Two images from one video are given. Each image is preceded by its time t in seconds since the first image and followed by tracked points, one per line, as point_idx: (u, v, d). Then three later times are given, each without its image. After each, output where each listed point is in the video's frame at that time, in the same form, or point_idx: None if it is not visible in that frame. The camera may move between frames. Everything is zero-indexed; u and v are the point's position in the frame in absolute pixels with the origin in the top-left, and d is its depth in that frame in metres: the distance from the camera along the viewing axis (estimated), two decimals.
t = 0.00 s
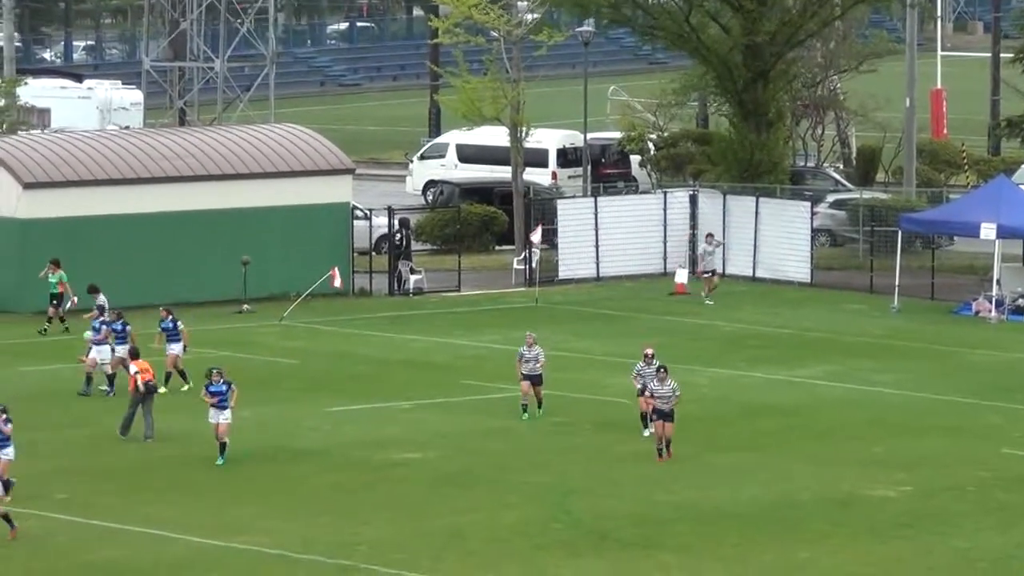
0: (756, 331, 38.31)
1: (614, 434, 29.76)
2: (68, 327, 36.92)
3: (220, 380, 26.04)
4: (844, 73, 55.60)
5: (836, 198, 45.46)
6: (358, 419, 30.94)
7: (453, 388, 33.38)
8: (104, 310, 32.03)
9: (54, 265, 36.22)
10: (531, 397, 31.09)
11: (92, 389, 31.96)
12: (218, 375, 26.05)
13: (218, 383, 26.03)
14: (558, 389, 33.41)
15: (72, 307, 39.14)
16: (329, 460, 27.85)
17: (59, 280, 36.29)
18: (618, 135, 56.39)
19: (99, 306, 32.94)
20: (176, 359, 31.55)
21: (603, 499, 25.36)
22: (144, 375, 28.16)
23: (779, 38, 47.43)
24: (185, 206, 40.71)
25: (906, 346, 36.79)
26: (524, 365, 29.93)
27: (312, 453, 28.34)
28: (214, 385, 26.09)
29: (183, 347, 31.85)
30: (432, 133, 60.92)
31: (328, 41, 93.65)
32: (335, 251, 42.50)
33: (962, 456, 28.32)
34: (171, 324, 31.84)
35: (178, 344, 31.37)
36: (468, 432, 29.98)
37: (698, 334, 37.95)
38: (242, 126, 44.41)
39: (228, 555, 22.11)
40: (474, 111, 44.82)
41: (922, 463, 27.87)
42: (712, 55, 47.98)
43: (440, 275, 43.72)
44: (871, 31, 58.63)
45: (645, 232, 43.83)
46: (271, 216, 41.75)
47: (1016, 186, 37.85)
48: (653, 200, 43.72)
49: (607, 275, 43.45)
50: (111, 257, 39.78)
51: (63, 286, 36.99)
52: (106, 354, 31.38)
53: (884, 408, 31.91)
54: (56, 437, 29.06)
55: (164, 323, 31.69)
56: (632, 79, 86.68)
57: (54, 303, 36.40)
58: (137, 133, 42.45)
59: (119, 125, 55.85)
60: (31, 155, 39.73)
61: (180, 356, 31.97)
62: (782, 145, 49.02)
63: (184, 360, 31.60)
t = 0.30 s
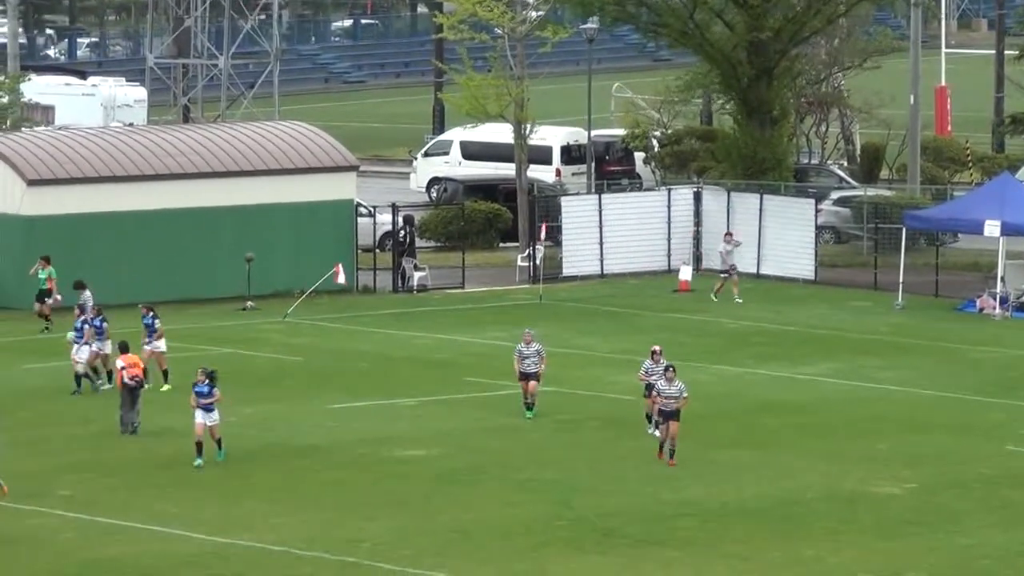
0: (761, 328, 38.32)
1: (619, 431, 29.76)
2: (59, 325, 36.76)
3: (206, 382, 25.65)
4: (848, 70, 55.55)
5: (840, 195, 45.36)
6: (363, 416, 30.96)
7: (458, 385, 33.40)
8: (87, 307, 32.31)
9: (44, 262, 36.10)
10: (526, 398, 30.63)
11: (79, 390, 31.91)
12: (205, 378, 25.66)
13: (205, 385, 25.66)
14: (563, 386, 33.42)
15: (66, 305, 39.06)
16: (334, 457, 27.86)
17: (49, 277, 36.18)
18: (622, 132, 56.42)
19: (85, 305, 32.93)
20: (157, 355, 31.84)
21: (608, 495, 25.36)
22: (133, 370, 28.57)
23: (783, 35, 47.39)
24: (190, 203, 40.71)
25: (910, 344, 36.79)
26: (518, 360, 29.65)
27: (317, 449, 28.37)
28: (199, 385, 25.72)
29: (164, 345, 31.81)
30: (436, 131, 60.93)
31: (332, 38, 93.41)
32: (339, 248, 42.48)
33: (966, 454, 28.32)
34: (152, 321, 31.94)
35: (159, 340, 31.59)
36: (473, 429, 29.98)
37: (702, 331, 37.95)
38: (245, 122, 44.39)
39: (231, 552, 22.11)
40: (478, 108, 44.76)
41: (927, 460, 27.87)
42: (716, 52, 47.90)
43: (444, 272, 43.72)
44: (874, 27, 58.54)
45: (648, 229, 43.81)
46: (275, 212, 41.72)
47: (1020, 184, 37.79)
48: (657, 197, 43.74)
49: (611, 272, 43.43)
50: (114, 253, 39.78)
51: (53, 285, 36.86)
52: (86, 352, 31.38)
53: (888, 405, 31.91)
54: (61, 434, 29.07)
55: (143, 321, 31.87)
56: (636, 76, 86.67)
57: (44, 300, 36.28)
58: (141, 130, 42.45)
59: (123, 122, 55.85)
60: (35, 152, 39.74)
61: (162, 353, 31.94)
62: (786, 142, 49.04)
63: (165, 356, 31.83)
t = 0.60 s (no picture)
0: (763, 325, 38.32)
1: (622, 428, 29.78)
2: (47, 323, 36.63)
3: (195, 383, 25.59)
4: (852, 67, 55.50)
5: (843, 192, 45.38)
6: (367, 413, 30.94)
7: (461, 382, 33.41)
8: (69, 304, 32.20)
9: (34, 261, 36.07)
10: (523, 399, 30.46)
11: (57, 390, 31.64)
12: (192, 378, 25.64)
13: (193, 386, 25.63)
14: (566, 383, 33.43)
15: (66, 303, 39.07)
16: (337, 454, 27.88)
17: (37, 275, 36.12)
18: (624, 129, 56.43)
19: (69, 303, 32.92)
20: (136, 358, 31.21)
21: (612, 492, 25.38)
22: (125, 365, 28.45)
23: (785, 32, 47.47)
24: (193, 199, 40.73)
25: (913, 341, 36.79)
26: (517, 360, 29.79)
27: (321, 446, 28.38)
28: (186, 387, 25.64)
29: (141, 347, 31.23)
30: (439, 127, 60.93)
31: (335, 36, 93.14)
32: (342, 245, 42.48)
33: (970, 451, 28.32)
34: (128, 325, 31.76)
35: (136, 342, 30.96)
36: (476, 426, 29.99)
37: (705, 329, 37.96)
38: (249, 120, 44.38)
39: (235, 549, 22.13)
40: (481, 105, 44.70)
41: (930, 457, 27.87)
42: (719, 49, 47.79)
43: (447, 269, 43.72)
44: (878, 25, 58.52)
45: (651, 226, 43.78)
46: (279, 209, 41.73)
47: None
48: (660, 193, 43.76)
49: (614, 269, 43.42)
50: (117, 250, 39.80)
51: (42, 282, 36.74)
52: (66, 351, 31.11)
53: (892, 402, 31.91)
54: (66, 432, 29.09)
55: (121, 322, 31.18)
56: (640, 73, 86.72)
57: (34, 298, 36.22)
58: (144, 127, 42.44)
59: (126, 119, 55.87)
60: (38, 148, 39.76)
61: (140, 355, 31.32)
62: (789, 140, 48.95)
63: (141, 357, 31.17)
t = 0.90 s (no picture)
0: (767, 324, 38.33)
1: (626, 427, 29.79)
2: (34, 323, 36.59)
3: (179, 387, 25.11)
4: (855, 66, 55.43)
5: (846, 190, 44.87)
6: (370, 411, 30.94)
7: (464, 381, 33.42)
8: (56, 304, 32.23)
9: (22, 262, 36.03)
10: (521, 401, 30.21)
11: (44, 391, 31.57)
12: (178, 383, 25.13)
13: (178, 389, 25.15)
14: (569, 382, 33.43)
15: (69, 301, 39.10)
16: (341, 452, 27.88)
17: (25, 272, 36.09)
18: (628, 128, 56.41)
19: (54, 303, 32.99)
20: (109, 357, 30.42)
21: (615, 491, 25.37)
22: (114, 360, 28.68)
23: (789, 31, 47.45)
24: (196, 198, 40.74)
25: (916, 340, 36.79)
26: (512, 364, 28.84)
27: (325, 445, 28.39)
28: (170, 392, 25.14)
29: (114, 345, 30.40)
30: (443, 126, 60.94)
31: (338, 34, 93.32)
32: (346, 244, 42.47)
33: (973, 450, 28.30)
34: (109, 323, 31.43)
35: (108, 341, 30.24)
36: (480, 424, 30.00)
37: (708, 327, 37.96)
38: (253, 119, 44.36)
39: (237, 547, 22.13)
40: (485, 104, 44.62)
41: (933, 456, 27.87)
42: (722, 48, 47.80)
43: (450, 268, 43.69)
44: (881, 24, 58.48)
45: (654, 224, 43.76)
46: (282, 208, 41.73)
47: None
48: (664, 192, 43.75)
49: (617, 268, 43.40)
50: (120, 248, 39.81)
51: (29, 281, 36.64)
52: (52, 350, 31.09)
53: (895, 401, 31.91)
54: (69, 430, 29.10)
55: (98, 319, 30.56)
56: (643, 72, 86.66)
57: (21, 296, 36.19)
58: (148, 126, 42.45)
59: (130, 118, 55.91)
60: (41, 147, 39.78)
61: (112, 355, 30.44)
62: (793, 138, 48.83)
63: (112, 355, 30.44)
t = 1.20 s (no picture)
0: (771, 322, 38.32)
1: (630, 425, 29.78)
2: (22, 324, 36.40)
3: (164, 392, 24.61)
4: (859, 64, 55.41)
5: (851, 188, 45.07)
6: (374, 409, 30.95)
7: (469, 379, 33.42)
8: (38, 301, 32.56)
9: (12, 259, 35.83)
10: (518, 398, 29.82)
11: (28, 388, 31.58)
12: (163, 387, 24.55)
13: (162, 393, 24.62)
14: (574, 380, 33.44)
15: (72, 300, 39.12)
16: (346, 450, 27.89)
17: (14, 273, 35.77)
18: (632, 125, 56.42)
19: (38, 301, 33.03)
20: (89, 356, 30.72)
21: (620, 489, 25.38)
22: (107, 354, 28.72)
23: (793, 29, 47.43)
24: (200, 196, 40.74)
25: (920, 338, 36.77)
26: (513, 362, 29.04)
27: (329, 443, 28.40)
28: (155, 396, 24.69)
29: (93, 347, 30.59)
30: (447, 124, 60.94)
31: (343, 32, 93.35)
32: (351, 241, 42.48)
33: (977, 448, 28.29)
34: (91, 319, 30.75)
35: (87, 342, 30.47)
36: (484, 422, 29.99)
37: (712, 325, 37.97)
38: (257, 117, 44.33)
39: (241, 545, 22.13)
40: (489, 102, 44.60)
41: (937, 454, 27.86)
42: (726, 46, 47.78)
43: (454, 266, 43.64)
44: (885, 22, 58.45)
45: (658, 222, 43.75)
46: (287, 206, 41.74)
47: None
48: (668, 190, 43.75)
49: (621, 266, 43.39)
50: (124, 246, 39.83)
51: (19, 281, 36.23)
52: (36, 351, 31.12)
53: (899, 399, 31.89)
54: (73, 428, 29.10)
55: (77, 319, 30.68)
56: (646, 70, 86.63)
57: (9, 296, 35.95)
58: (152, 124, 42.46)
59: (135, 117, 55.90)
60: (45, 144, 39.81)
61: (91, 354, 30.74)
62: (796, 137, 48.71)
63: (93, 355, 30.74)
